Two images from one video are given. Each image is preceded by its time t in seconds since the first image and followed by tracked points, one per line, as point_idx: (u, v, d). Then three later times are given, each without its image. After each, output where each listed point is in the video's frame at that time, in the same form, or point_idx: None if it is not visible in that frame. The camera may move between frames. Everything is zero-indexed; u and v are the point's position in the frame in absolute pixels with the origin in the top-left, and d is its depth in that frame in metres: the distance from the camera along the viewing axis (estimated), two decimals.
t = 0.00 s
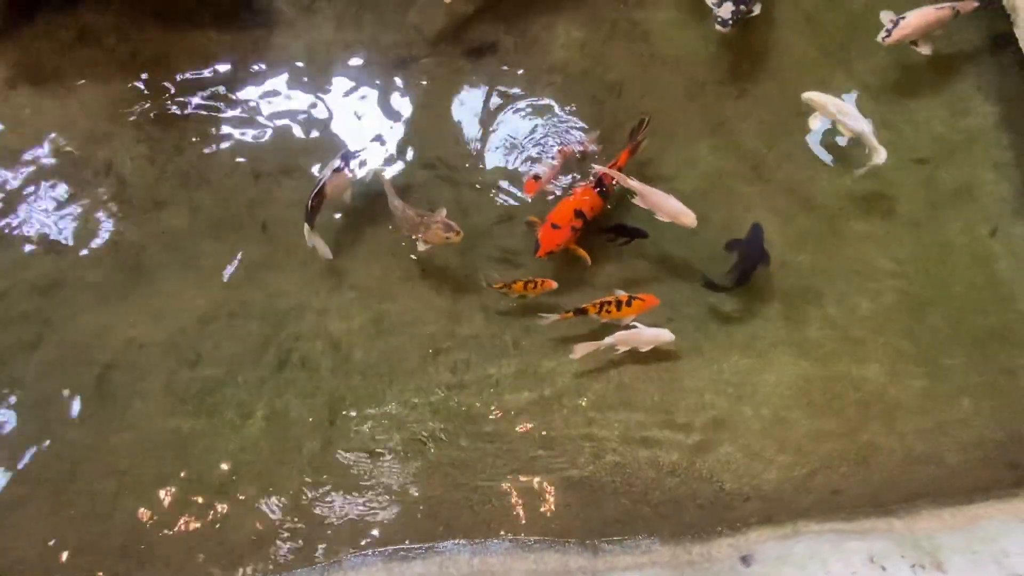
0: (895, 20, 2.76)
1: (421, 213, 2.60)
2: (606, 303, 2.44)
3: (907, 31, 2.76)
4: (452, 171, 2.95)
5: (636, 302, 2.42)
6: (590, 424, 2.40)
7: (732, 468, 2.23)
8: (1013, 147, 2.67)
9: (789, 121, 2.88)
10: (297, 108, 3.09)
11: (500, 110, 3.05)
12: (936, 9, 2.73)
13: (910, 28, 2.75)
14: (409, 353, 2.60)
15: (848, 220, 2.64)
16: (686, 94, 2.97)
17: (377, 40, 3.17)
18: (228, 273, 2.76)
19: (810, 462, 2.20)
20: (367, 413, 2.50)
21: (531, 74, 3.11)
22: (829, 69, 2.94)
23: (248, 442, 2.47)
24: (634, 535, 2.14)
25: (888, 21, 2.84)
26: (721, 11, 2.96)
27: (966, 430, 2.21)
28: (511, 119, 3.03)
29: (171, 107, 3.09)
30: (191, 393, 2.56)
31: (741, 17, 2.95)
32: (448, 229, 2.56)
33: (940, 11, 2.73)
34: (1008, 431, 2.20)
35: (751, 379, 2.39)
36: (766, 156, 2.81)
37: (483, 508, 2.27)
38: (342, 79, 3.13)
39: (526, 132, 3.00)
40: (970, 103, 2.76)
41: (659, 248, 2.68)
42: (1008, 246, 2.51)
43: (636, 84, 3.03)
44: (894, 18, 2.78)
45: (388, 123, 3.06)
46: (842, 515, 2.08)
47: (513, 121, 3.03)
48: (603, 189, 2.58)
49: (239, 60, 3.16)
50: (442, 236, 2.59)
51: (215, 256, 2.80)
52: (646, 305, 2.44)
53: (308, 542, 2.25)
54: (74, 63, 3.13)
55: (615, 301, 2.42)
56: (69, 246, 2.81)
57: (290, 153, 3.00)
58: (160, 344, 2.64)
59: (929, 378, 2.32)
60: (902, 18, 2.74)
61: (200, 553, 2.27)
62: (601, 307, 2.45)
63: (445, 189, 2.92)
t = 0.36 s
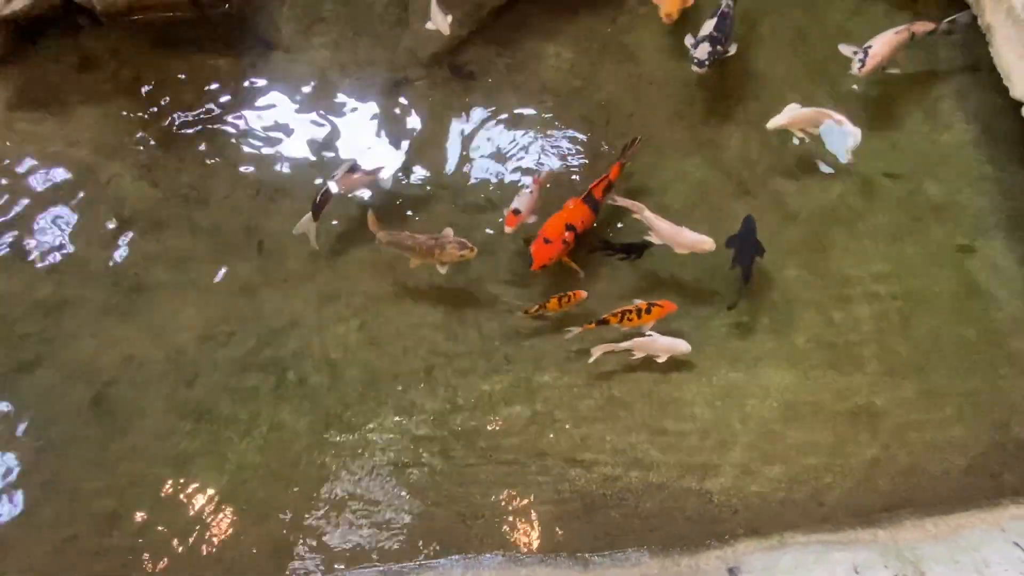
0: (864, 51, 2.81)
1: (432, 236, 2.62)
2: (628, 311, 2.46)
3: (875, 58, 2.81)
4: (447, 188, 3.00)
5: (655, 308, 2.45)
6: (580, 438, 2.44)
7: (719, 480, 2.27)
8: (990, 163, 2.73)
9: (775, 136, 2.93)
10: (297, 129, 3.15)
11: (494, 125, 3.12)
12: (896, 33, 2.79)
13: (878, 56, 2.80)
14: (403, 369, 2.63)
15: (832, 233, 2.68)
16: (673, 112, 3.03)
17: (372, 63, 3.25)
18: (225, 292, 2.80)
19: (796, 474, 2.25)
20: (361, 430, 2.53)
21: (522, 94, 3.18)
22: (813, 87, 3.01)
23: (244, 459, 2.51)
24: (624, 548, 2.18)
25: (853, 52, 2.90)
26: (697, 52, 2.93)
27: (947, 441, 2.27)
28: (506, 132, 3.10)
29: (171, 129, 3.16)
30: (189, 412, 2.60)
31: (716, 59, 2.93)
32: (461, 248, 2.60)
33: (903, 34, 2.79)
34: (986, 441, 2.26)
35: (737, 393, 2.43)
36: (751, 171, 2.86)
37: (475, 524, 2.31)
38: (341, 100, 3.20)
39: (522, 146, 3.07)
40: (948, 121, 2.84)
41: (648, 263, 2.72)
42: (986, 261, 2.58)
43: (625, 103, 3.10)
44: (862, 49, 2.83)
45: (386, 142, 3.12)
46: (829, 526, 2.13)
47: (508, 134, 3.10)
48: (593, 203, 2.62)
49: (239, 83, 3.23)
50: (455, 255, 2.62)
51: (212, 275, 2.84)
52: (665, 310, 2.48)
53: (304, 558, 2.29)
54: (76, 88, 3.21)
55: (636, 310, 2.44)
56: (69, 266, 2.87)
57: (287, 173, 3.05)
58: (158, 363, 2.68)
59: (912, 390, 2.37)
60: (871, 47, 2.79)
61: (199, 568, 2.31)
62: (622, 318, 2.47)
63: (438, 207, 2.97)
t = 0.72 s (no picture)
0: (830, 77, 2.85)
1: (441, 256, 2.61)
2: (642, 314, 2.50)
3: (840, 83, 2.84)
4: (436, 205, 3.03)
5: (669, 311, 2.50)
6: (569, 451, 2.44)
7: (707, 491, 2.30)
8: (967, 175, 2.80)
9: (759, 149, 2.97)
10: (289, 146, 3.18)
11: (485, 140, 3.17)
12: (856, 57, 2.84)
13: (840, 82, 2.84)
14: (392, 385, 2.63)
15: (814, 243, 2.73)
16: (659, 125, 3.07)
17: (362, 82, 3.29)
18: (214, 310, 2.81)
19: (783, 485, 2.27)
20: (351, 447, 2.53)
21: (510, 111, 3.22)
22: (795, 102, 3.07)
23: (232, 476, 2.50)
24: (613, 562, 2.22)
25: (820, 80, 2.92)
26: (671, 88, 2.89)
27: (931, 450, 2.30)
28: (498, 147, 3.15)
29: (162, 148, 3.17)
30: (178, 431, 2.59)
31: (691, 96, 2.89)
32: (472, 268, 2.60)
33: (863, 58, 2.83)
34: (970, 449, 2.29)
35: (723, 403, 2.46)
36: (736, 183, 2.91)
37: (463, 541, 2.31)
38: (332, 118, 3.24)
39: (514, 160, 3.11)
40: (926, 135, 2.90)
41: (636, 276, 2.75)
42: (966, 271, 2.62)
43: (611, 120, 3.14)
44: (827, 76, 2.87)
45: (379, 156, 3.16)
46: (815, 535, 2.17)
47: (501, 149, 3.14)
48: (580, 212, 2.62)
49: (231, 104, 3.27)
50: (464, 275, 2.62)
51: (201, 293, 2.84)
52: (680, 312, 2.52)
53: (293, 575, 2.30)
54: (68, 108, 3.23)
55: (651, 312, 2.49)
56: (59, 286, 2.87)
57: (279, 190, 3.08)
58: (146, 382, 2.68)
59: (895, 398, 2.40)
60: (836, 74, 2.83)
61: None
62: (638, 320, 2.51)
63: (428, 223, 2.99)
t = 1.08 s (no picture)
0: (795, 108, 2.86)
1: (451, 279, 2.57)
2: (653, 322, 2.51)
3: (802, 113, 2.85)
4: (426, 225, 3.06)
5: (680, 319, 2.51)
6: (560, 467, 2.48)
7: (693, 504, 2.36)
8: (940, 191, 2.90)
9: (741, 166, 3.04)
10: (280, 166, 3.22)
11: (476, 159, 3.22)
12: (821, 88, 2.79)
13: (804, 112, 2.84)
14: (383, 405, 2.65)
15: (796, 258, 2.79)
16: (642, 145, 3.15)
17: (352, 107, 3.35)
18: (205, 333, 2.82)
19: (765, 498, 2.35)
20: (343, 468, 2.55)
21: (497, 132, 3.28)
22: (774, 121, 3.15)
23: (226, 499, 2.51)
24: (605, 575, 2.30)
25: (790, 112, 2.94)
26: (647, 128, 2.90)
27: (905, 460, 2.41)
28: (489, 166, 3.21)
29: (153, 173, 3.20)
30: (169, 455, 2.60)
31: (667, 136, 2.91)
32: (483, 292, 2.57)
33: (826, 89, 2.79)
34: (943, 459, 2.41)
35: (710, 417, 2.50)
36: (719, 199, 2.97)
37: (457, 558, 2.35)
38: (323, 140, 3.29)
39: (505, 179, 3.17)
40: (900, 153, 2.99)
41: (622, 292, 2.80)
42: (941, 286, 2.71)
43: (596, 142, 3.22)
44: (794, 108, 2.89)
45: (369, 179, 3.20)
46: (799, 547, 2.26)
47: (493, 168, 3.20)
48: (567, 229, 2.66)
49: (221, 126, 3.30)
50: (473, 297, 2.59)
51: (193, 317, 2.86)
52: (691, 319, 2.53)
53: None
54: (60, 136, 3.27)
55: (662, 319, 2.49)
56: (51, 312, 2.89)
57: (268, 213, 3.10)
58: (138, 407, 2.69)
59: (873, 411, 2.49)
60: (801, 104, 2.84)
61: None
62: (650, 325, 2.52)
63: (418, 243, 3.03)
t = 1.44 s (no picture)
0: (769, 132, 2.88)
1: (462, 301, 2.62)
2: (662, 327, 2.54)
3: (775, 138, 2.88)
4: (417, 241, 3.10)
5: (688, 328, 2.54)
6: (551, 480, 2.49)
7: (683, 516, 2.38)
8: (918, 204, 2.99)
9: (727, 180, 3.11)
10: (274, 182, 3.27)
11: (467, 175, 3.27)
12: (791, 111, 2.85)
13: (778, 136, 2.87)
14: (376, 420, 2.67)
15: (781, 269, 2.85)
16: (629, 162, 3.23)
17: (345, 127, 3.41)
18: (199, 351, 2.85)
19: (755, 507, 2.38)
20: (336, 484, 2.56)
21: (488, 149, 3.34)
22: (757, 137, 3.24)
23: (219, 517, 2.53)
24: None
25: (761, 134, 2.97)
26: (631, 165, 2.94)
27: (891, 468, 2.44)
28: (480, 181, 3.25)
29: (147, 193, 3.23)
30: (163, 473, 2.61)
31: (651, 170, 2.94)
32: (489, 320, 2.60)
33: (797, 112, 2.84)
34: (929, 466, 2.44)
35: (699, 427, 2.53)
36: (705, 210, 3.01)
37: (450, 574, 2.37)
38: (316, 158, 3.33)
39: (496, 194, 3.22)
40: (881, 165, 3.09)
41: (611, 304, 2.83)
42: (922, 294, 2.79)
43: (585, 158, 3.29)
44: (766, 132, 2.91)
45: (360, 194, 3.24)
46: (788, 557, 2.28)
47: (484, 183, 3.25)
48: (557, 240, 2.71)
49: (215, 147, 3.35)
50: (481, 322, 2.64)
51: (187, 335, 2.89)
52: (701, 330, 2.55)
53: None
54: (55, 158, 3.30)
55: (670, 325, 2.52)
56: (44, 332, 2.90)
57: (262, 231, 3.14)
58: (131, 426, 2.70)
59: (859, 419, 2.53)
60: (773, 129, 2.87)
61: None
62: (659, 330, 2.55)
63: (410, 258, 3.06)
